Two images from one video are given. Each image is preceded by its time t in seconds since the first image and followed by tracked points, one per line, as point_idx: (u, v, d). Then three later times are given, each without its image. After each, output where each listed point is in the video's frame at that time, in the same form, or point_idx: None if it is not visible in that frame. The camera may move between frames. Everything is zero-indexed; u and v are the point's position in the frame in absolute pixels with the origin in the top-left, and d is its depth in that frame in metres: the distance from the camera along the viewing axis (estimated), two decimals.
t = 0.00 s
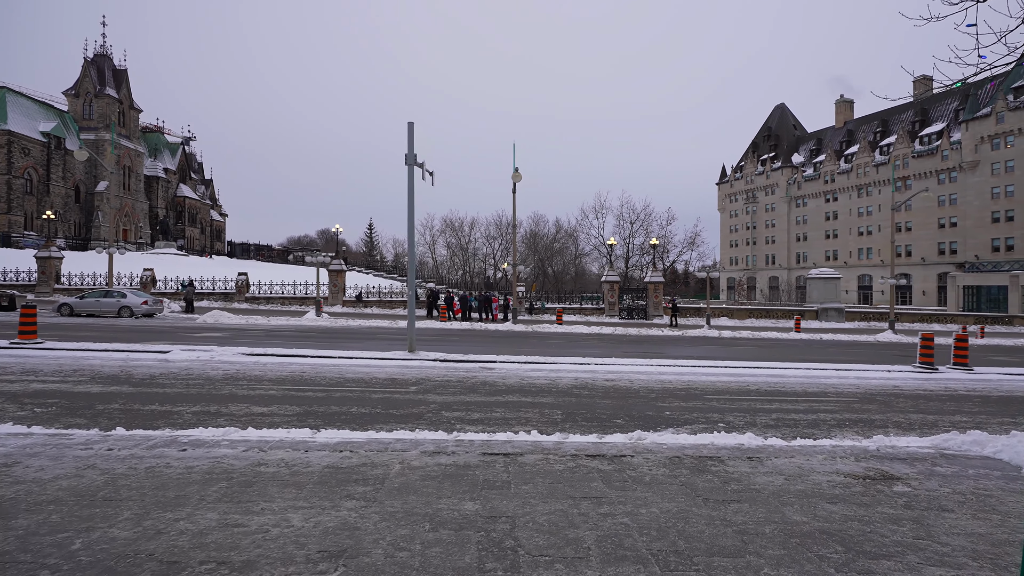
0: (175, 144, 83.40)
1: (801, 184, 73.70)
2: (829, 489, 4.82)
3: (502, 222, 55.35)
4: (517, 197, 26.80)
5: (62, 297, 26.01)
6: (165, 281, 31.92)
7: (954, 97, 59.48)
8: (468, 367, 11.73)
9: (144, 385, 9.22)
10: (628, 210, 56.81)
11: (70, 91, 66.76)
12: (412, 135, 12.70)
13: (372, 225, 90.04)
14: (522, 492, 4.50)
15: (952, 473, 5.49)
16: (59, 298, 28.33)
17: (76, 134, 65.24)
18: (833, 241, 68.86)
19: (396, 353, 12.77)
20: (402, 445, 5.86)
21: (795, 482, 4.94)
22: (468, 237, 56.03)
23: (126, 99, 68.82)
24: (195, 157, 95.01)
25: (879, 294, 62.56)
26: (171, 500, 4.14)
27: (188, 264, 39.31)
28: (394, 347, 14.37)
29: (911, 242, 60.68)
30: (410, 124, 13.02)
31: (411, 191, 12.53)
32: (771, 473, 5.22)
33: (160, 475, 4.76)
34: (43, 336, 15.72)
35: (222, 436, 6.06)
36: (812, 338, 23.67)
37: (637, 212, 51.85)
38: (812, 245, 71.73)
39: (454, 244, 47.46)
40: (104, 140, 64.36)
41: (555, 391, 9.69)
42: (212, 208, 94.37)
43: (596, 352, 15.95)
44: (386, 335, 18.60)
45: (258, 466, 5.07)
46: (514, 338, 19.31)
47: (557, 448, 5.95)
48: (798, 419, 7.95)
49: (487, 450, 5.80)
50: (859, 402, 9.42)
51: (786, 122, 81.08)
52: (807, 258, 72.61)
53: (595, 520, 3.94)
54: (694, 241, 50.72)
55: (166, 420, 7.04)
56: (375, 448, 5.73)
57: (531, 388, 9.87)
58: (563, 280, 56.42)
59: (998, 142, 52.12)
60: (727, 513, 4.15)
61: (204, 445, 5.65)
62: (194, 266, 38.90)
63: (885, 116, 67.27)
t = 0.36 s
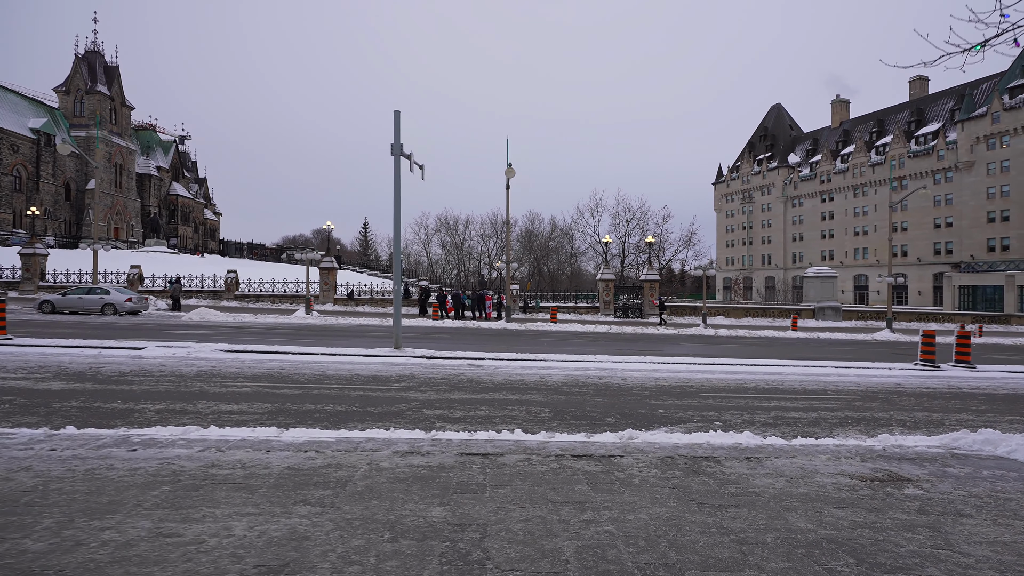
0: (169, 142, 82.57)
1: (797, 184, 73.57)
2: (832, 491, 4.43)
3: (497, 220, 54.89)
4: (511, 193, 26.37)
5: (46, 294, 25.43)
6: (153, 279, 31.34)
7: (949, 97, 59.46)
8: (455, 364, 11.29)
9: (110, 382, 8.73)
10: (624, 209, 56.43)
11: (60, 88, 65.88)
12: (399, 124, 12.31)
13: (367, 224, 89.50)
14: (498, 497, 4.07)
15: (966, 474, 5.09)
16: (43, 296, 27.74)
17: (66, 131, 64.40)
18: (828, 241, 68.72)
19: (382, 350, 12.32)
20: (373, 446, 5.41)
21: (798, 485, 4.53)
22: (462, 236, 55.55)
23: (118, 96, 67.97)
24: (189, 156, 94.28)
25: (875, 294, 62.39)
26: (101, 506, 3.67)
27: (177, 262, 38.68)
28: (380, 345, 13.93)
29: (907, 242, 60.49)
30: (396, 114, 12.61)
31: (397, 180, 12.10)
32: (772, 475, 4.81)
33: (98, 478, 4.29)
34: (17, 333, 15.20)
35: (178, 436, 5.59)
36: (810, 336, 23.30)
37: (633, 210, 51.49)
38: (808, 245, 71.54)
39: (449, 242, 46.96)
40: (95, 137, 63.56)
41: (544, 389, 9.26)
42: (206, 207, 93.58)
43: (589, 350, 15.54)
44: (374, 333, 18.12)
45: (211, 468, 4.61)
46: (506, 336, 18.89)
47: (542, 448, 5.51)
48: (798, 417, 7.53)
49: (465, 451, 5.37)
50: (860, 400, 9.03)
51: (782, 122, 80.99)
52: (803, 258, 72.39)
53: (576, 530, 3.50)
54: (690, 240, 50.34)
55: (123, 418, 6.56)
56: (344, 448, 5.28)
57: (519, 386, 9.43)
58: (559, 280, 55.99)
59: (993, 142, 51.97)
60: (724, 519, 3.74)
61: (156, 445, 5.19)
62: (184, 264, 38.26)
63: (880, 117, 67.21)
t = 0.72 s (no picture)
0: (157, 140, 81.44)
1: (790, 184, 73.52)
2: (832, 513, 4.00)
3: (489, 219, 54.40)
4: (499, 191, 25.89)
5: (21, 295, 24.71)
6: (135, 278, 30.68)
7: (941, 98, 59.50)
8: (435, 367, 10.81)
9: (62, 388, 8.19)
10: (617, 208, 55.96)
11: (45, 85, 64.65)
12: (378, 117, 11.81)
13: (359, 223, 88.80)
14: (454, 523, 3.60)
15: (973, 489, 4.68)
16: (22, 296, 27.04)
17: (51, 129, 63.21)
18: (821, 241, 68.66)
19: (360, 352, 11.82)
20: (328, 460, 4.92)
21: (792, 505, 4.10)
22: (454, 235, 55.06)
23: (104, 94, 66.75)
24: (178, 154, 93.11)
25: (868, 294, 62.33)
26: None
27: (162, 261, 37.95)
28: (360, 346, 13.43)
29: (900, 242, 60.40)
30: (375, 106, 12.09)
31: (376, 175, 11.60)
32: (764, 492, 4.38)
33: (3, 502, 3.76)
34: None
35: (114, 451, 5.06)
36: (803, 337, 23.00)
37: (625, 209, 51.10)
38: (801, 244, 71.45)
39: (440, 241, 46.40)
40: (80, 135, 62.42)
41: (525, 393, 8.79)
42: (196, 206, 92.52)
43: (576, 351, 15.11)
44: (357, 334, 17.61)
45: (138, 489, 4.10)
46: (493, 337, 18.44)
47: (513, 462, 5.05)
48: (791, 424, 7.10)
49: (428, 465, 4.89)
50: (856, 404, 8.62)
51: (775, 122, 80.93)
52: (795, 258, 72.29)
53: (538, 566, 3.03)
54: (683, 239, 49.98)
55: (63, 428, 6.04)
56: (294, 464, 4.78)
57: (499, 390, 8.95)
58: (551, 279, 55.56)
59: (985, 143, 51.93)
60: (709, 549, 3.30)
61: (86, 461, 4.67)
62: (168, 264, 37.56)
63: (873, 117, 67.21)
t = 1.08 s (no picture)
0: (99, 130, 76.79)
1: (747, 184, 75.42)
2: (797, 514, 3.68)
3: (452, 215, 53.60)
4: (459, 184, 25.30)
5: None
6: (69, 275, 28.62)
7: (887, 102, 62.12)
8: (385, 364, 10.22)
9: None
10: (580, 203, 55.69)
11: None
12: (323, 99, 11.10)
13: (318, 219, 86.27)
14: (375, 542, 3.08)
15: (936, 482, 4.47)
16: None
17: None
18: (777, 239, 70.74)
19: (305, 350, 11.08)
20: (244, 471, 4.28)
21: (755, 507, 3.76)
22: (415, 231, 54.02)
23: (38, 79, 62.35)
24: (123, 146, 88.19)
25: (820, 290, 64.52)
26: None
27: (101, 258, 35.62)
28: (308, 344, 12.66)
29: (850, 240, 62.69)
30: (320, 88, 11.33)
31: (322, 161, 10.87)
32: (725, 492, 4.04)
33: None
34: None
35: None
36: (760, 331, 23.34)
37: (588, 206, 51.20)
38: (757, 243, 73.48)
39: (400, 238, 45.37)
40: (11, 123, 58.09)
41: (478, 390, 8.33)
42: (143, 201, 87.96)
43: (536, 346, 14.74)
44: (308, 331, 16.74)
45: None
46: (452, 333, 17.92)
47: (455, 466, 4.56)
48: (750, 419, 6.87)
49: (358, 472, 4.34)
50: (814, 396, 8.52)
51: (733, 123, 82.87)
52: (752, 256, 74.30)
53: None
54: (645, 236, 50.38)
55: None
56: (200, 475, 4.15)
57: (451, 388, 8.44)
58: (514, 276, 55.21)
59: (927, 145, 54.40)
60: (668, 564, 2.89)
61: None
62: (108, 261, 35.32)
63: (825, 119, 69.63)
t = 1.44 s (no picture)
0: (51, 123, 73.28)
1: (717, 184, 76.50)
2: (775, 534, 3.31)
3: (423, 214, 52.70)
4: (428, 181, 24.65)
5: None
6: (11, 275, 26.95)
7: (850, 106, 63.82)
8: (341, 367, 9.62)
9: None
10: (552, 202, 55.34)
11: None
12: (275, 85, 10.39)
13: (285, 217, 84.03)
14: None
15: (917, 490, 4.18)
16: None
17: None
18: (745, 239, 71.88)
19: (255, 352, 10.36)
20: (150, 494, 3.70)
21: (727, 525, 3.40)
22: (385, 230, 52.97)
23: None
24: (77, 140, 84.34)
25: (786, 289, 65.78)
26: None
27: (49, 256, 33.74)
28: (261, 346, 11.94)
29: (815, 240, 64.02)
30: (272, 73, 10.62)
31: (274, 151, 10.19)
32: (694, 509, 3.66)
33: None
34: None
35: None
36: (730, 329, 23.34)
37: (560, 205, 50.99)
38: (726, 242, 74.56)
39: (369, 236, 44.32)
40: None
41: (438, 395, 7.82)
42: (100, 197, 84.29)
43: (504, 346, 14.26)
44: (265, 333, 15.91)
45: None
46: (418, 334, 17.30)
47: (398, 484, 4.04)
48: (720, 422, 6.55)
49: (284, 493, 3.80)
50: (785, 396, 8.28)
51: (703, 125, 83.98)
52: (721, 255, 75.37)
53: None
54: (617, 235, 50.45)
55: None
56: (95, 501, 3.55)
57: (408, 393, 7.90)
58: (486, 276, 54.62)
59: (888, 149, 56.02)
60: None
61: None
62: (56, 259, 33.49)
63: (791, 122, 71.14)
